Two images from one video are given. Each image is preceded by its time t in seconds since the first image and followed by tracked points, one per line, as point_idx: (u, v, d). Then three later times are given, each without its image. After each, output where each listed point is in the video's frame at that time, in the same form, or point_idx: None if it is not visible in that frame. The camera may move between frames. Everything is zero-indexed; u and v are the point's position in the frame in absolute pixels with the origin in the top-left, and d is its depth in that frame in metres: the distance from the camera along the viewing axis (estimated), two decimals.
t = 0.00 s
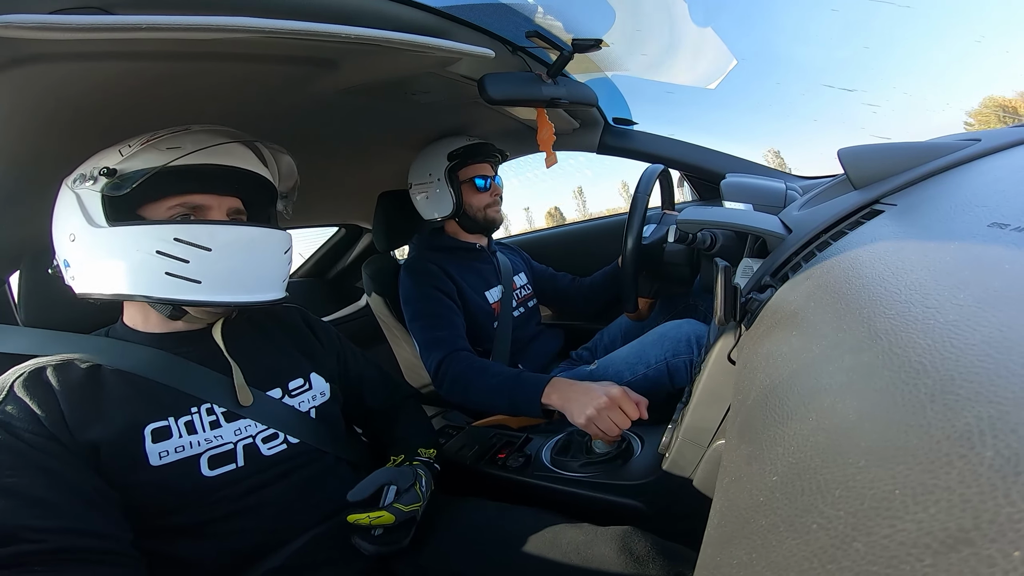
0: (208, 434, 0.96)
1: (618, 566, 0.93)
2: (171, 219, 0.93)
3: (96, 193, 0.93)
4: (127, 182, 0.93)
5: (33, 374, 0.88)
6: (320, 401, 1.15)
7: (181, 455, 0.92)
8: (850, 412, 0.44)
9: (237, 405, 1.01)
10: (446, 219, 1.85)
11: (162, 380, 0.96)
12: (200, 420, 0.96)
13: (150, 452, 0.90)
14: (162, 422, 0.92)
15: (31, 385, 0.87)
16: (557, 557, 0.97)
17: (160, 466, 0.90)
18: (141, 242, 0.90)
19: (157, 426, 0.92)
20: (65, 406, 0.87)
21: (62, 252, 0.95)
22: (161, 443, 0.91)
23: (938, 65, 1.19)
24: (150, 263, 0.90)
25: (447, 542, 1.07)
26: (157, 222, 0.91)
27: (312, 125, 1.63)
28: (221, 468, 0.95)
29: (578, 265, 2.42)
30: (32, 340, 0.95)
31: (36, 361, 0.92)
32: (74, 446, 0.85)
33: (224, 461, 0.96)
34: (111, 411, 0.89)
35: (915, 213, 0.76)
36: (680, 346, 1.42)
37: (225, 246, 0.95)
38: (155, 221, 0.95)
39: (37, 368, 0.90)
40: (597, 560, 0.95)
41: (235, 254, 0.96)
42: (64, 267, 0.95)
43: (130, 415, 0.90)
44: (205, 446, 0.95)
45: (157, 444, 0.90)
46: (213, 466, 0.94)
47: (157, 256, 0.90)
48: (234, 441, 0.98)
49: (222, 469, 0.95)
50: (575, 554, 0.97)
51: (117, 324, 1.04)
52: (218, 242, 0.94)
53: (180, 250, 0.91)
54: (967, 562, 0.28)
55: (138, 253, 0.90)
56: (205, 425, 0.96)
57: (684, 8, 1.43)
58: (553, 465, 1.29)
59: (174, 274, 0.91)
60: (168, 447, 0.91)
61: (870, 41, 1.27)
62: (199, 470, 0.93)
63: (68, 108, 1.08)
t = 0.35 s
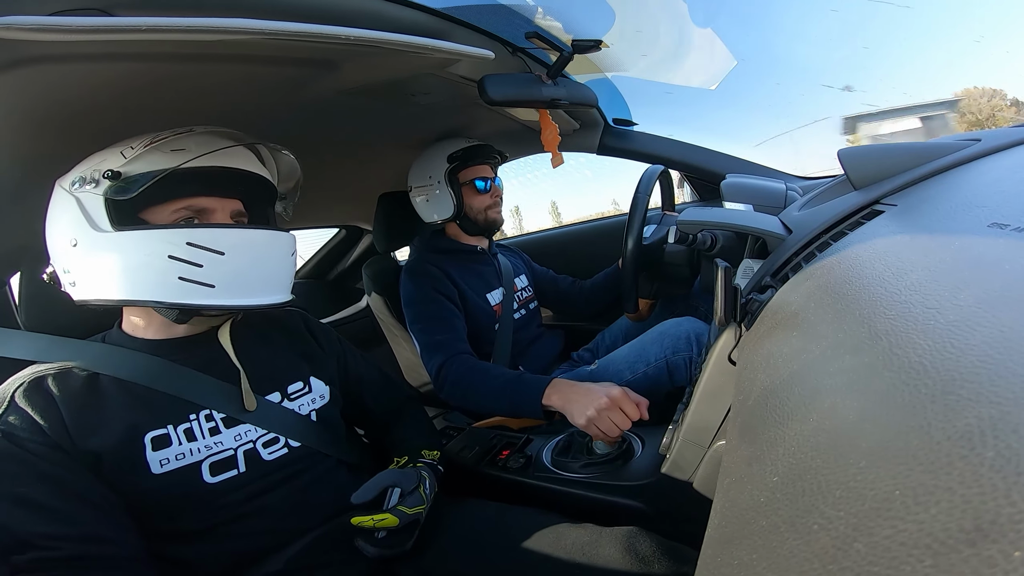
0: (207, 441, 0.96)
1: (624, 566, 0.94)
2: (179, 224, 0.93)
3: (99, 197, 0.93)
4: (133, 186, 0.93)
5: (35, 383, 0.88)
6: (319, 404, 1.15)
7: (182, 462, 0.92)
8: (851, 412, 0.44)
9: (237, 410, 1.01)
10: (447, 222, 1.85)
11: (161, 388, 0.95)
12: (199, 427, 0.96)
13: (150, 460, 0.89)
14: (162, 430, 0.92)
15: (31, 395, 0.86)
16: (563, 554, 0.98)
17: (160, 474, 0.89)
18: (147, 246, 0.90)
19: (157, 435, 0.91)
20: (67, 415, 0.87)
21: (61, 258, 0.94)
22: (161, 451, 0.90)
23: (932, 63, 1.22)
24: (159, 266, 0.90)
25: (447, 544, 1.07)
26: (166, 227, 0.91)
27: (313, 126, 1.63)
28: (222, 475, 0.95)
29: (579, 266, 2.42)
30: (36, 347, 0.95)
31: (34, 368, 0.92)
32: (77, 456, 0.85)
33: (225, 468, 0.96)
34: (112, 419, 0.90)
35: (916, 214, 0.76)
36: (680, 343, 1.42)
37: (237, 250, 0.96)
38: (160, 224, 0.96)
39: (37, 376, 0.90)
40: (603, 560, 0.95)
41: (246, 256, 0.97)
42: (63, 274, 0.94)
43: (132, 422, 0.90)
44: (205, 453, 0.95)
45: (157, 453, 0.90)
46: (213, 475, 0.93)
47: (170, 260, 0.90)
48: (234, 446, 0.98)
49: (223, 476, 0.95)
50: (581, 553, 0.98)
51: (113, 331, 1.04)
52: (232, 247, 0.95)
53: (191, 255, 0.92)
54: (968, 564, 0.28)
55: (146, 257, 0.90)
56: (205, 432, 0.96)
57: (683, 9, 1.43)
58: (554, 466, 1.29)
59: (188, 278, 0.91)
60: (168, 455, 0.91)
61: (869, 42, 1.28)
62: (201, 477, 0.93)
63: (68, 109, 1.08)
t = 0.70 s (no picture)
0: (212, 437, 0.96)
1: (629, 559, 0.94)
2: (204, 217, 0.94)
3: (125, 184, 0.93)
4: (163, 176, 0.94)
5: (41, 372, 0.88)
6: (325, 401, 1.16)
7: (188, 457, 0.92)
8: (847, 412, 0.44)
9: (244, 406, 1.02)
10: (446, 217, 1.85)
11: (168, 382, 0.96)
12: (205, 422, 0.96)
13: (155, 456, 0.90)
14: (167, 425, 0.92)
15: (37, 386, 0.86)
16: (570, 548, 0.99)
17: (166, 469, 0.90)
18: (173, 237, 0.90)
19: (162, 430, 0.92)
20: (73, 408, 0.87)
21: (77, 242, 0.94)
22: (166, 446, 0.91)
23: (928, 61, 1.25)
24: (183, 257, 0.90)
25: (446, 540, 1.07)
26: (195, 219, 0.92)
27: (314, 122, 1.63)
28: (227, 471, 0.95)
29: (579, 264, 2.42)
30: (33, 339, 0.95)
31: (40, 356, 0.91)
32: (82, 450, 0.85)
33: (230, 464, 0.96)
34: (117, 414, 0.90)
35: (915, 214, 0.76)
36: (685, 334, 1.46)
37: (260, 246, 0.97)
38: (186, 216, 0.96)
39: (43, 362, 0.89)
40: (608, 553, 0.96)
41: (269, 253, 0.98)
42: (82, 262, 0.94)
43: (137, 417, 0.90)
44: (210, 448, 0.95)
45: (162, 448, 0.90)
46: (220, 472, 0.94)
47: (193, 252, 0.91)
48: (239, 442, 0.99)
49: (228, 472, 0.95)
50: (585, 547, 0.98)
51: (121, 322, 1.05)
52: (256, 243, 0.96)
53: (214, 247, 0.92)
54: (960, 563, 0.29)
55: (171, 248, 0.90)
56: (210, 427, 0.96)
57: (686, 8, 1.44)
58: (552, 463, 1.29)
59: (211, 271, 0.92)
60: (174, 450, 0.91)
61: (872, 42, 1.32)
62: (206, 473, 0.93)
63: (71, 105, 1.08)
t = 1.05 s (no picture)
0: (217, 436, 0.96)
1: (644, 555, 0.95)
2: (199, 223, 0.93)
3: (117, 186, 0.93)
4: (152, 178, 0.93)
5: (44, 370, 0.88)
6: (332, 405, 1.15)
7: (193, 457, 0.92)
8: (846, 413, 0.44)
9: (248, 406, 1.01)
10: (452, 216, 1.86)
11: (175, 382, 0.96)
12: (209, 421, 0.96)
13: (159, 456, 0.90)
14: (171, 425, 0.93)
15: (41, 379, 0.87)
16: (580, 547, 0.98)
17: (170, 471, 0.90)
18: (165, 243, 0.89)
19: (166, 430, 0.92)
20: (76, 408, 0.87)
21: (77, 246, 0.94)
22: (170, 447, 0.91)
23: (927, 59, 1.26)
24: (174, 267, 0.89)
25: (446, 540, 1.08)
26: (186, 227, 0.91)
27: (315, 121, 1.63)
28: (233, 471, 0.96)
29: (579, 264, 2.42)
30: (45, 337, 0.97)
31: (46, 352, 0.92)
32: (85, 448, 0.86)
33: (235, 464, 0.96)
34: (120, 412, 0.90)
35: (916, 215, 0.76)
36: (687, 334, 1.47)
37: (253, 252, 0.95)
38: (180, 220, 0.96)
39: (46, 360, 0.90)
40: (625, 548, 0.97)
41: (265, 259, 0.96)
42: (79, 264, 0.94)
43: (139, 417, 0.91)
44: (215, 448, 0.95)
45: (166, 448, 0.91)
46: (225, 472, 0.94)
47: (184, 261, 0.90)
48: (245, 441, 0.99)
49: (234, 472, 0.95)
50: (597, 544, 0.99)
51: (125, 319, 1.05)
52: (248, 251, 0.95)
53: (206, 257, 0.91)
54: (956, 563, 0.29)
55: (162, 255, 0.89)
56: (215, 427, 0.97)
57: (687, 7, 1.44)
58: (552, 463, 1.30)
59: (202, 282, 0.90)
60: (177, 451, 0.91)
61: (873, 42, 1.31)
62: (212, 473, 0.93)
63: (70, 99, 1.08)
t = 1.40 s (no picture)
0: (204, 435, 0.96)
1: (647, 553, 0.95)
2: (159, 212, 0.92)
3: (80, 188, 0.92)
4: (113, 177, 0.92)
5: (26, 379, 0.89)
6: (320, 400, 1.15)
7: (178, 455, 0.92)
8: (847, 413, 0.44)
9: (234, 404, 1.01)
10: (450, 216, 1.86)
11: (163, 386, 0.96)
12: (195, 420, 0.96)
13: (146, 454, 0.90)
14: (157, 424, 0.92)
15: (22, 388, 0.88)
16: (579, 546, 0.98)
17: (154, 469, 0.89)
18: (127, 236, 0.89)
19: (152, 428, 0.91)
20: (59, 412, 0.87)
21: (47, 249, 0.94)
22: (156, 445, 0.90)
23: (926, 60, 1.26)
24: (138, 258, 0.89)
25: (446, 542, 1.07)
26: (147, 215, 0.90)
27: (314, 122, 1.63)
28: (220, 469, 0.95)
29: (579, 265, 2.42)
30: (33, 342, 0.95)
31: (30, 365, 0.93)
32: (68, 450, 0.85)
33: (223, 462, 0.96)
34: (104, 414, 0.90)
35: (917, 215, 0.76)
36: (688, 334, 1.45)
37: (216, 238, 0.95)
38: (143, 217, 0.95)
39: (30, 371, 0.91)
40: (627, 548, 0.96)
41: (228, 245, 0.96)
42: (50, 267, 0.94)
43: (124, 417, 0.90)
44: (202, 446, 0.95)
45: (151, 446, 0.90)
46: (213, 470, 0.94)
47: (147, 250, 0.89)
48: (231, 441, 0.98)
49: (221, 470, 0.95)
50: (599, 543, 0.98)
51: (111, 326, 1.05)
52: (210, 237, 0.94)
53: (169, 244, 0.91)
54: (960, 563, 0.29)
55: (127, 248, 0.89)
56: (201, 425, 0.96)
57: (687, 8, 1.44)
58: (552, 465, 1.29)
59: (164, 267, 0.90)
60: (163, 448, 0.91)
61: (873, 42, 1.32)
62: (198, 472, 0.93)
63: (69, 100, 1.07)
